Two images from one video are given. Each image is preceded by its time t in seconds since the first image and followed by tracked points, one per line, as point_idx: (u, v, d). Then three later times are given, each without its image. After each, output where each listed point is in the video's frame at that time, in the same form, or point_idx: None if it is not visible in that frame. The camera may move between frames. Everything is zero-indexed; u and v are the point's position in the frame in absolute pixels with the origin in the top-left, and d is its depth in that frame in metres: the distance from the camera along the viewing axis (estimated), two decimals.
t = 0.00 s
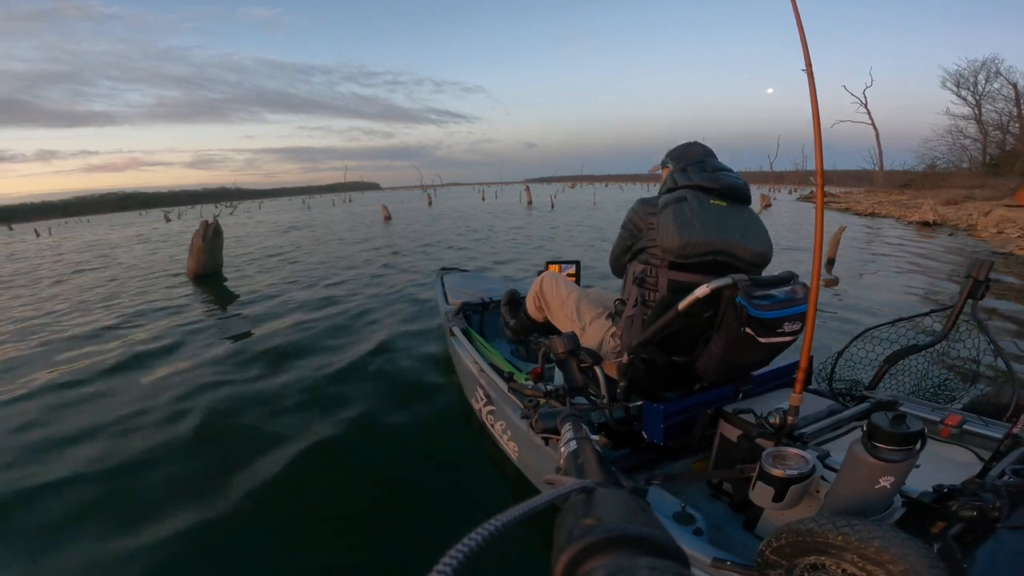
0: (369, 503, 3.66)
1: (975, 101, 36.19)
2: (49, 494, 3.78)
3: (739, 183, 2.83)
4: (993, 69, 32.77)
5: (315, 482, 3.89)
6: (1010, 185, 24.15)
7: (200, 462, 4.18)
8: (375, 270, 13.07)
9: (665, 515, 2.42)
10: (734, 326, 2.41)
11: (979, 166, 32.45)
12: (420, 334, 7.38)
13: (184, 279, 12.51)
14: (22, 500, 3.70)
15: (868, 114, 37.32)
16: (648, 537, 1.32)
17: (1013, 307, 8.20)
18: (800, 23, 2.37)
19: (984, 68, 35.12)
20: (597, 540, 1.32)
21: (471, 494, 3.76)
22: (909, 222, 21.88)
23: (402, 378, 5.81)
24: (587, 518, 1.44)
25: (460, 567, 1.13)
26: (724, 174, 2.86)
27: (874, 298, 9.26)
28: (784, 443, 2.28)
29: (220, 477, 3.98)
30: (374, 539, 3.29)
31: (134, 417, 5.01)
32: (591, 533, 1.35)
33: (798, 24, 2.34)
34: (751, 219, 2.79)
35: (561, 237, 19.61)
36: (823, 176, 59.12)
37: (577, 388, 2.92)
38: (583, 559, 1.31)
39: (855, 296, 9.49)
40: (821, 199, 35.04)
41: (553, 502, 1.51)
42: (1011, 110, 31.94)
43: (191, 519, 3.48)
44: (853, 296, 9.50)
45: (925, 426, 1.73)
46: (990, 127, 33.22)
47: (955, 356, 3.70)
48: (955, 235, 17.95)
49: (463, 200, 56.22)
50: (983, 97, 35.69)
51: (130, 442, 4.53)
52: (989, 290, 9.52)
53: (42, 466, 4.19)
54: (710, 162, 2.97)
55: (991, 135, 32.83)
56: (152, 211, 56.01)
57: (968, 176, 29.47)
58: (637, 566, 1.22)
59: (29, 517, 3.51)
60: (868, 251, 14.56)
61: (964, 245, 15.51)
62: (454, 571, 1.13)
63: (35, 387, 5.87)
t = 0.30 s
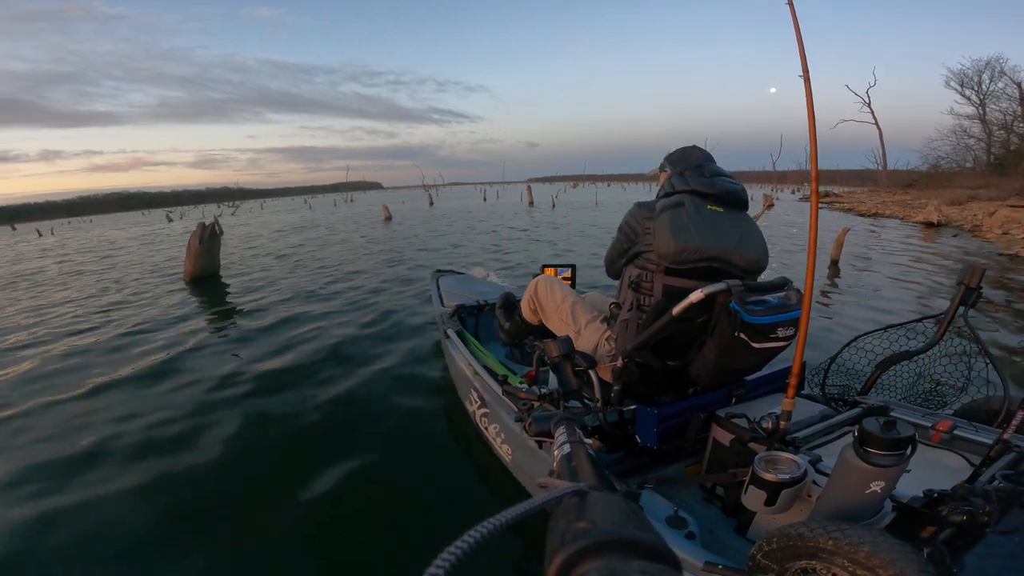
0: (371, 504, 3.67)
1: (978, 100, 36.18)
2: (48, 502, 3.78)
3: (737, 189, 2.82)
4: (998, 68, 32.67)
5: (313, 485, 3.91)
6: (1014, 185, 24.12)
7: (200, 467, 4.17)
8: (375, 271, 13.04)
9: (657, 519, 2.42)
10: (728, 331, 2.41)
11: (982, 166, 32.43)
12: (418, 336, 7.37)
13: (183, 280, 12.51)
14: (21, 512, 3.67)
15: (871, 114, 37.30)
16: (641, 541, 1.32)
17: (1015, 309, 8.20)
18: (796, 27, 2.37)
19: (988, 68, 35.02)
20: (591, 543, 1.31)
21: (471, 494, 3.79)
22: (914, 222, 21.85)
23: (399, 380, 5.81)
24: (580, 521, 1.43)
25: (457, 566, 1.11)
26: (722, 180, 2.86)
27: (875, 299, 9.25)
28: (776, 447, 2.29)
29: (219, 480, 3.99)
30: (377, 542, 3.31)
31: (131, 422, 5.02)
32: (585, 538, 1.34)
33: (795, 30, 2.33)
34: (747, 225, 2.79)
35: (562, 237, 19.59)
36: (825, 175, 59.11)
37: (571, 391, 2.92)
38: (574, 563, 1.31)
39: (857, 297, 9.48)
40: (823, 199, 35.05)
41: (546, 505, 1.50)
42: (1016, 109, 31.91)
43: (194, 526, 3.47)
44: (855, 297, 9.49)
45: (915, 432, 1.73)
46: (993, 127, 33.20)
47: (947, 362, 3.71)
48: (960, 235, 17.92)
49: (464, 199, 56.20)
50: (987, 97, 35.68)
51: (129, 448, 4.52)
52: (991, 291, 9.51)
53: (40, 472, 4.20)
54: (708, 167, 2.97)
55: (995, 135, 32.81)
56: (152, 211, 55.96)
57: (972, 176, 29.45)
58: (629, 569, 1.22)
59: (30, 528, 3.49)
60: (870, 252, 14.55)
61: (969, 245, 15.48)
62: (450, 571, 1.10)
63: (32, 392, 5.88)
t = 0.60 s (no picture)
0: (370, 503, 3.67)
1: (984, 100, 36.06)
2: (48, 501, 3.78)
3: (740, 185, 2.81)
4: (1004, 67, 32.56)
5: (312, 484, 3.91)
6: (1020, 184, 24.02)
7: (199, 466, 4.17)
8: (377, 270, 13.04)
9: (658, 514, 2.42)
10: (726, 326, 2.41)
11: (987, 166, 32.31)
12: (419, 335, 7.38)
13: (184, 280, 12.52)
14: (18, 513, 3.65)
15: (876, 114, 37.20)
16: (642, 536, 1.31)
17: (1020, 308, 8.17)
18: (792, 25, 2.38)
19: (994, 66, 34.81)
20: (591, 539, 1.31)
21: (470, 492, 3.79)
22: (919, 222, 21.78)
23: (399, 379, 5.81)
24: (580, 517, 1.43)
25: (456, 564, 1.10)
26: (726, 175, 2.85)
27: (879, 299, 9.23)
28: (775, 441, 2.29)
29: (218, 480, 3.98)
30: (375, 540, 3.30)
31: (132, 421, 5.02)
32: (585, 533, 1.34)
33: (791, 24, 2.33)
34: (750, 222, 2.76)
35: (564, 236, 19.59)
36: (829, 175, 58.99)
37: (571, 387, 2.92)
38: (575, 559, 1.31)
39: (860, 297, 9.46)
40: (827, 198, 34.98)
41: (547, 501, 1.50)
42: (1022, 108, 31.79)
43: (192, 526, 3.47)
44: (858, 297, 9.46)
45: (915, 425, 1.73)
46: (999, 126, 33.07)
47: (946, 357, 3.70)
48: (966, 235, 17.86)
49: (467, 199, 56.20)
50: (992, 96, 35.55)
51: (130, 448, 4.52)
52: (996, 290, 9.48)
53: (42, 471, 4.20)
54: (713, 162, 2.97)
55: (1000, 134, 32.70)
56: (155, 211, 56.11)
57: (977, 175, 29.35)
58: (630, 565, 1.22)
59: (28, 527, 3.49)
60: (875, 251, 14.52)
61: (975, 245, 15.43)
62: (449, 569, 1.10)
63: (35, 391, 5.89)
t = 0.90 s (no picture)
0: (370, 504, 3.69)
1: (990, 98, 35.83)
2: (47, 505, 3.78)
3: (747, 185, 2.80)
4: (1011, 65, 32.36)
5: (311, 485, 3.92)
6: None
7: (198, 467, 4.18)
8: (379, 271, 13.06)
9: (659, 514, 2.43)
10: (724, 325, 2.42)
11: (994, 164, 32.11)
12: (420, 335, 7.40)
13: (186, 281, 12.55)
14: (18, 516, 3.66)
15: (881, 112, 37.03)
16: (642, 537, 1.32)
17: None
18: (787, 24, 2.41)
19: (1000, 64, 34.61)
20: (590, 541, 1.32)
21: (469, 493, 3.82)
22: (925, 221, 21.66)
23: (399, 379, 5.83)
24: (580, 519, 1.45)
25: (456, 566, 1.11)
26: (734, 174, 2.84)
27: (882, 298, 9.21)
28: (775, 441, 2.30)
29: (218, 481, 4.00)
30: (374, 542, 3.32)
31: (132, 422, 5.04)
32: (584, 534, 1.35)
33: (786, 24, 2.35)
34: (752, 223, 2.74)
35: (567, 236, 19.57)
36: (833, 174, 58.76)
37: (570, 387, 2.93)
38: (575, 560, 1.32)
39: (864, 296, 9.43)
40: (833, 198, 34.82)
41: (546, 503, 1.51)
42: None
43: (193, 527, 3.49)
44: (862, 296, 9.44)
45: (913, 424, 1.73)
46: (1006, 125, 32.85)
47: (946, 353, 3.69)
48: (972, 234, 17.77)
49: (470, 199, 56.20)
50: (999, 94, 35.32)
51: (128, 449, 4.53)
52: (1001, 289, 9.44)
53: (44, 473, 4.22)
54: (723, 160, 2.95)
55: (1007, 133, 32.48)
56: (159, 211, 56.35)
57: (984, 174, 29.17)
58: (631, 566, 1.23)
59: (30, 528, 3.51)
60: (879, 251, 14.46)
61: (981, 244, 15.35)
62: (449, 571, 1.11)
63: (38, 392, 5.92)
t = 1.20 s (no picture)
0: (370, 505, 3.71)
1: (995, 97, 35.68)
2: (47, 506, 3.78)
3: (736, 187, 2.76)
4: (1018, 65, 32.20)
5: (311, 487, 3.94)
6: None
7: (198, 469, 4.19)
8: (379, 271, 13.07)
9: (653, 516, 2.43)
10: (720, 329, 2.41)
11: (1000, 164, 31.96)
12: (419, 336, 7.40)
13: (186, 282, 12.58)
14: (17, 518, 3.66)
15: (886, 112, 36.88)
16: (636, 538, 1.34)
17: None
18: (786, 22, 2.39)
19: (1006, 64, 34.47)
20: (586, 540, 1.33)
21: (465, 494, 3.83)
22: (931, 221, 21.55)
23: (396, 381, 5.83)
24: (575, 520, 1.45)
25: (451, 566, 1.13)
26: (722, 176, 2.80)
27: (885, 300, 9.18)
28: (769, 444, 2.30)
29: (218, 483, 4.01)
30: (374, 542, 3.34)
31: (131, 423, 5.06)
32: (580, 535, 1.36)
33: (786, 24, 2.35)
34: (744, 227, 2.70)
35: (569, 236, 19.55)
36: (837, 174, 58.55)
37: (565, 389, 2.93)
38: (569, 562, 1.32)
39: (866, 298, 9.40)
40: (837, 198, 34.70)
41: (540, 505, 1.52)
42: None
43: (194, 527, 3.51)
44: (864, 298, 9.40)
45: (906, 428, 1.74)
46: (1012, 125, 32.70)
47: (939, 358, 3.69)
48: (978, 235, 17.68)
49: (472, 198, 56.20)
50: (1004, 94, 35.16)
51: (128, 451, 4.54)
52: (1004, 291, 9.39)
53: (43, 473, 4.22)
54: (713, 161, 2.91)
55: (1013, 133, 32.33)
56: (162, 211, 56.48)
57: (989, 175, 29.03)
58: (625, 568, 1.23)
59: (31, 529, 3.52)
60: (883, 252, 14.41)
61: (987, 245, 15.28)
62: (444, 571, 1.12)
63: (38, 393, 5.94)
